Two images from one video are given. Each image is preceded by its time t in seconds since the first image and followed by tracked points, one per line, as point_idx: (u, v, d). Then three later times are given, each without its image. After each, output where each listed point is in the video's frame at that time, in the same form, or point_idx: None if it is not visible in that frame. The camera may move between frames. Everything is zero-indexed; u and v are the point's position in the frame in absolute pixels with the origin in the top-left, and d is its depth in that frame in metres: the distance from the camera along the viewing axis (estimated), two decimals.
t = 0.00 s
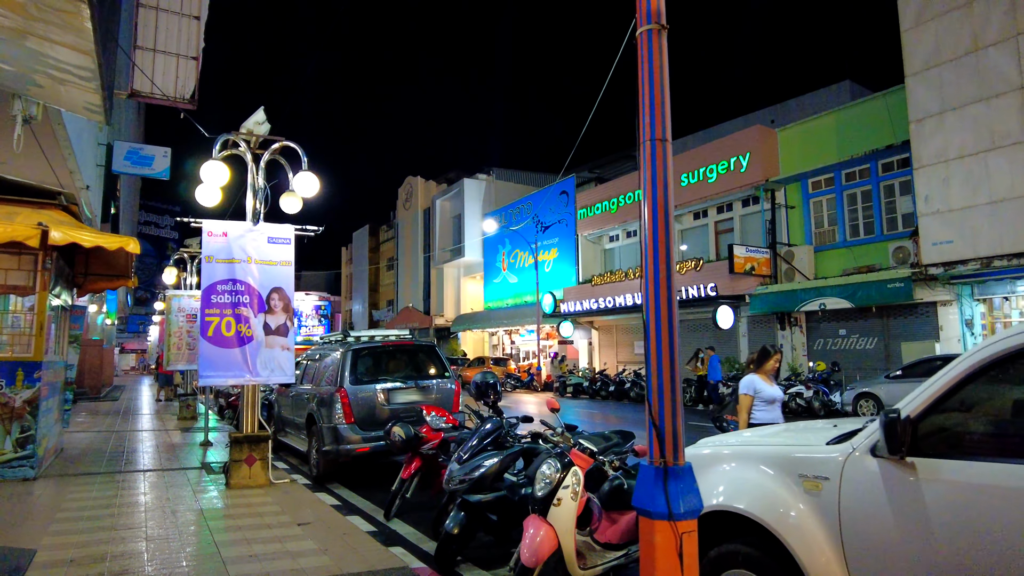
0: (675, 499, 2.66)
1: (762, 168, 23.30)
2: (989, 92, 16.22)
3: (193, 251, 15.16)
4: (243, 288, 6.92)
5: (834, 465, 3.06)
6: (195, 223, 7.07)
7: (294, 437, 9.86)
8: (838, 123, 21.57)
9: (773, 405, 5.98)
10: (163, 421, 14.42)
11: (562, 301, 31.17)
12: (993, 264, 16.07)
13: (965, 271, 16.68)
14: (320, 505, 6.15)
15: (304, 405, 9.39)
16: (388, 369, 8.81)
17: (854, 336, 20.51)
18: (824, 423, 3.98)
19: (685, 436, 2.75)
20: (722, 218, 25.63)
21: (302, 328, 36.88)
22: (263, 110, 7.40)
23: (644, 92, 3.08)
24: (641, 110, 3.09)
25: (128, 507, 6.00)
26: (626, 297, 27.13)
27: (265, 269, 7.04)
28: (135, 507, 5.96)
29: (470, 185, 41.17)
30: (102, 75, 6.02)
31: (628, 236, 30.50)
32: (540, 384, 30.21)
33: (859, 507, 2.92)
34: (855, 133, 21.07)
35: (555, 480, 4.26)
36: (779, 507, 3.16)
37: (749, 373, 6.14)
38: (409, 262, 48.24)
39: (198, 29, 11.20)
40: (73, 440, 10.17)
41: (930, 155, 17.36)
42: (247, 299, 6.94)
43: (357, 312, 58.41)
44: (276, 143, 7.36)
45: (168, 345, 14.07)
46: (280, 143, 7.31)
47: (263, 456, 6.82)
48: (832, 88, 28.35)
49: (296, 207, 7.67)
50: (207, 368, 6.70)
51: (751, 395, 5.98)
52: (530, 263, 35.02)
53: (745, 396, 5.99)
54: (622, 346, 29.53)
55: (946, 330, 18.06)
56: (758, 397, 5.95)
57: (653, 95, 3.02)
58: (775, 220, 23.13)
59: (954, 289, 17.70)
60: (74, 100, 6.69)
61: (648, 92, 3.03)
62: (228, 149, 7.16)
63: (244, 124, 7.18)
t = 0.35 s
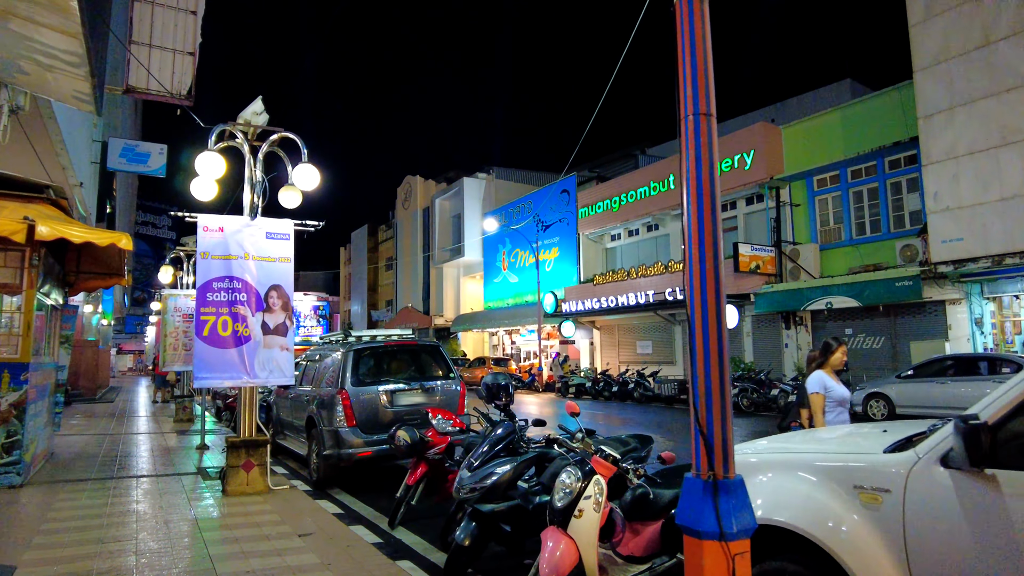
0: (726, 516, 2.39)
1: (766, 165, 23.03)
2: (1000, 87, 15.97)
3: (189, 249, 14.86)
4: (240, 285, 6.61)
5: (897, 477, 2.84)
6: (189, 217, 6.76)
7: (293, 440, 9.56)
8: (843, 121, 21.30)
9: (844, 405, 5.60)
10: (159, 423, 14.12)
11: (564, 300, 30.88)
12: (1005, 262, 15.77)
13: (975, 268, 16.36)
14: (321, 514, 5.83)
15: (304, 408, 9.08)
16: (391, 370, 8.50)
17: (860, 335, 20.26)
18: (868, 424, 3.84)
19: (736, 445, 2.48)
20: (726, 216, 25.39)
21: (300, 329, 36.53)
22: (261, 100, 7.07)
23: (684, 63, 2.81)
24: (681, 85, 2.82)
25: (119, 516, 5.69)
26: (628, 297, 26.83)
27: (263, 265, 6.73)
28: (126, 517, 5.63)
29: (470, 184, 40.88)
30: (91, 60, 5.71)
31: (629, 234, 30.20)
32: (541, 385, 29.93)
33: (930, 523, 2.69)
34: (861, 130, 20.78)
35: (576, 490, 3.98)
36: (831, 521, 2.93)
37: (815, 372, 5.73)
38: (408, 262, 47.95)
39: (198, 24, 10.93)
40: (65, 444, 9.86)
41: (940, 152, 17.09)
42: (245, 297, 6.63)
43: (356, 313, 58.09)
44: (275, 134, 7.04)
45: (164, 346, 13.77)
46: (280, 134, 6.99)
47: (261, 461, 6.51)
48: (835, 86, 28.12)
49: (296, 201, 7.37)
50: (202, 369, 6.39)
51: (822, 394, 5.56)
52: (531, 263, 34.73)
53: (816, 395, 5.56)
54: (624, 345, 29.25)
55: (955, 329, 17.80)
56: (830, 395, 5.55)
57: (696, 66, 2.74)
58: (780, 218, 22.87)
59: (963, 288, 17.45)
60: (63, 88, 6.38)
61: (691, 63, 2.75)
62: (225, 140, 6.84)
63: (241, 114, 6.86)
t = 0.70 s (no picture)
0: (803, 534, 2.15)
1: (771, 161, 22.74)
2: (1012, 81, 15.73)
3: (186, 246, 14.54)
4: (241, 281, 6.31)
5: (980, 489, 2.79)
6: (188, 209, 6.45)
7: (295, 441, 9.27)
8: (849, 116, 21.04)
9: (941, 409, 5.14)
10: (156, 424, 13.81)
11: (565, 298, 30.60)
12: (1017, 258, 15.48)
13: (986, 265, 16.06)
14: (328, 521, 5.54)
15: (306, 408, 8.78)
16: (396, 370, 8.21)
17: (867, 333, 19.99)
18: (919, 428, 3.89)
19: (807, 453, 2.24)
20: (730, 213, 25.15)
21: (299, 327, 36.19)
22: (262, 87, 6.77)
23: (740, 26, 2.53)
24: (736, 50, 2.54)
25: (115, 524, 5.39)
26: (631, 295, 26.54)
27: (264, 260, 6.44)
28: (122, 525, 5.32)
29: (470, 181, 40.55)
30: (83, 42, 5.40)
31: (631, 232, 29.92)
32: (543, 383, 29.67)
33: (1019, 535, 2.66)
34: (868, 125, 20.52)
35: (606, 498, 3.68)
36: (902, 533, 2.86)
37: (908, 371, 5.33)
38: (407, 260, 47.64)
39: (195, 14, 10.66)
40: (60, 446, 9.56)
41: (950, 147, 16.86)
42: (246, 293, 6.33)
43: (355, 311, 57.77)
44: (276, 122, 6.74)
45: (162, 344, 13.46)
46: (281, 123, 6.69)
47: (263, 464, 6.21)
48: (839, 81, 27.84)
49: (297, 191, 7.13)
50: (201, 368, 6.08)
51: (916, 397, 5.15)
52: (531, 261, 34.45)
53: (909, 398, 5.17)
54: (626, 344, 28.98)
55: (965, 326, 17.53)
56: (924, 398, 5.13)
57: (755, 29, 2.46)
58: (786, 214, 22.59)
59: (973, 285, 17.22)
60: (55, 73, 6.07)
61: (749, 24, 2.47)
62: (224, 129, 6.54)
63: (241, 102, 6.56)
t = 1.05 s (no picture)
0: (906, 559, 1.99)
1: (778, 161, 22.52)
2: None
3: (187, 245, 14.26)
4: (248, 279, 6.05)
5: None
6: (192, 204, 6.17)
7: (301, 445, 9.00)
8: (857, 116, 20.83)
9: None
10: (156, 426, 13.53)
11: (568, 299, 30.37)
12: None
13: (999, 266, 15.82)
14: (340, 532, 5.26)
15: (312, 411, 8.50)
16: (405, 371, 7.94)
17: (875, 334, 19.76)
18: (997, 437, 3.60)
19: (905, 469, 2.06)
20: (735, 213, 24.90)
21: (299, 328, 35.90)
22: (271, 77, 6.51)
23: None
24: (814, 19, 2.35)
25: (115, 535, 5.08)
26: (635, 296, 26.29)
27: (271, 257, 6.18)
28: (123, 536, 5.04)
29: (471, 181, 40.29)
30: (82, 26, 5.12)
31: (635, 232, 29.66)
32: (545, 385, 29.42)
33: None
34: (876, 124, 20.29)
35: (647, 511, 3.45)
36: (985, 555, 2.64)
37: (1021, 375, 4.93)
38: (407, 261, 47.37)
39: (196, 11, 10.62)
40: (57, 450, 9.26)
41: (962, 146, 16.64)
42: (254, 291, 6.07)
43: (354, 312, 57.50)
44: (285, 114, 6.49)
45: (162, 345, 13.18)
46: (290, 115, 6.43)
47: (271, 471, 5.94)
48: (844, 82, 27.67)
49: (305, 187, 6.89)
50: (206, 370, 5.80)
51: None
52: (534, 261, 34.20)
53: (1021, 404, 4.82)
54: (630, 345, 28.72)
55: (975, 328, 17.29)
56: None
57: None
58: (792, 214, 22.37)
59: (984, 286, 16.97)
60: (53, 61, 5.80)
61: None
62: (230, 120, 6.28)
63: (249, 92, 6.30)
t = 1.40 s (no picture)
0: None
1: (783, 159, 22.31)
2: None
3: (184, 243, 13.95)
4: (249, 274, 5.75)
5: None
6: (191, 196, 5.86)
7: (302, 448, 8.71)
8: (863, 114, 20.63)
9: None
10: (152, 428, 13.23)
11: (569, 299, 30.14)
12: None
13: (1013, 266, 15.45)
14: (350, 541, 4.98)
15: (314, 413, 8.22)
16: (410, 372, 7.65)
17: (882, 334, 19.53)
18: None
19: None
20: (738, 212, 24.69)
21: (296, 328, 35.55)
22: (273, 63, 6.23)
23: None
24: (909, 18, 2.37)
25: (109, 545, 4.77)
26: (638, 295, 26.05)
27: (274, 251, 5.89)
28: (117, 546, 4.73)
29: (471, 181, 40.02)
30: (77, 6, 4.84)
31: (637, 232, 29.43)
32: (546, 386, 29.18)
33: None
34: (883, 122, 20.09)
35: (686, 522, 3.20)
36: None
37: None
38: (406, 261, 47.07)
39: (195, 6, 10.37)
40: (49, 453, 8.95)
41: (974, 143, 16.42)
42: (255, 287, 5.77)
43: (352, 312, 57.17)
44: (288, 102, 6.20)
45: (158, 345, 12.88)
46: (293, 102, 6.14)
47: (274, 476, 5.65)
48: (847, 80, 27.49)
49: (309, 179, 6.62)
50: (206, 370, 5.51)
51: None
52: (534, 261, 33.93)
53: None
54: (631, 345, 28.48)
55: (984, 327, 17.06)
56: None
57: None
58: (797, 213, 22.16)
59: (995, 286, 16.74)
60: (47, 44, 5.52)
61: None
62: (231, 108, 6.01)
63: (250, 79, 6.02)
